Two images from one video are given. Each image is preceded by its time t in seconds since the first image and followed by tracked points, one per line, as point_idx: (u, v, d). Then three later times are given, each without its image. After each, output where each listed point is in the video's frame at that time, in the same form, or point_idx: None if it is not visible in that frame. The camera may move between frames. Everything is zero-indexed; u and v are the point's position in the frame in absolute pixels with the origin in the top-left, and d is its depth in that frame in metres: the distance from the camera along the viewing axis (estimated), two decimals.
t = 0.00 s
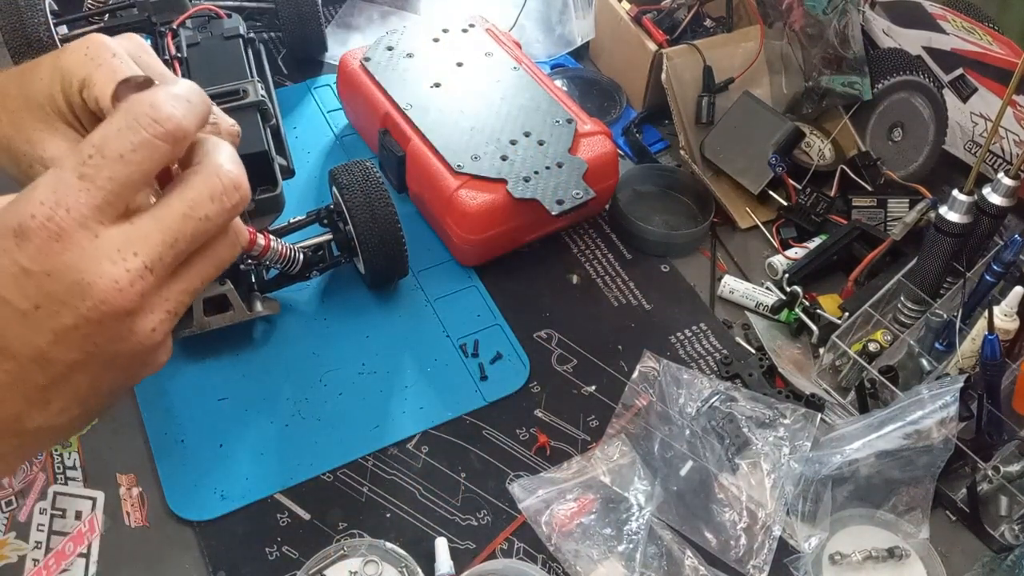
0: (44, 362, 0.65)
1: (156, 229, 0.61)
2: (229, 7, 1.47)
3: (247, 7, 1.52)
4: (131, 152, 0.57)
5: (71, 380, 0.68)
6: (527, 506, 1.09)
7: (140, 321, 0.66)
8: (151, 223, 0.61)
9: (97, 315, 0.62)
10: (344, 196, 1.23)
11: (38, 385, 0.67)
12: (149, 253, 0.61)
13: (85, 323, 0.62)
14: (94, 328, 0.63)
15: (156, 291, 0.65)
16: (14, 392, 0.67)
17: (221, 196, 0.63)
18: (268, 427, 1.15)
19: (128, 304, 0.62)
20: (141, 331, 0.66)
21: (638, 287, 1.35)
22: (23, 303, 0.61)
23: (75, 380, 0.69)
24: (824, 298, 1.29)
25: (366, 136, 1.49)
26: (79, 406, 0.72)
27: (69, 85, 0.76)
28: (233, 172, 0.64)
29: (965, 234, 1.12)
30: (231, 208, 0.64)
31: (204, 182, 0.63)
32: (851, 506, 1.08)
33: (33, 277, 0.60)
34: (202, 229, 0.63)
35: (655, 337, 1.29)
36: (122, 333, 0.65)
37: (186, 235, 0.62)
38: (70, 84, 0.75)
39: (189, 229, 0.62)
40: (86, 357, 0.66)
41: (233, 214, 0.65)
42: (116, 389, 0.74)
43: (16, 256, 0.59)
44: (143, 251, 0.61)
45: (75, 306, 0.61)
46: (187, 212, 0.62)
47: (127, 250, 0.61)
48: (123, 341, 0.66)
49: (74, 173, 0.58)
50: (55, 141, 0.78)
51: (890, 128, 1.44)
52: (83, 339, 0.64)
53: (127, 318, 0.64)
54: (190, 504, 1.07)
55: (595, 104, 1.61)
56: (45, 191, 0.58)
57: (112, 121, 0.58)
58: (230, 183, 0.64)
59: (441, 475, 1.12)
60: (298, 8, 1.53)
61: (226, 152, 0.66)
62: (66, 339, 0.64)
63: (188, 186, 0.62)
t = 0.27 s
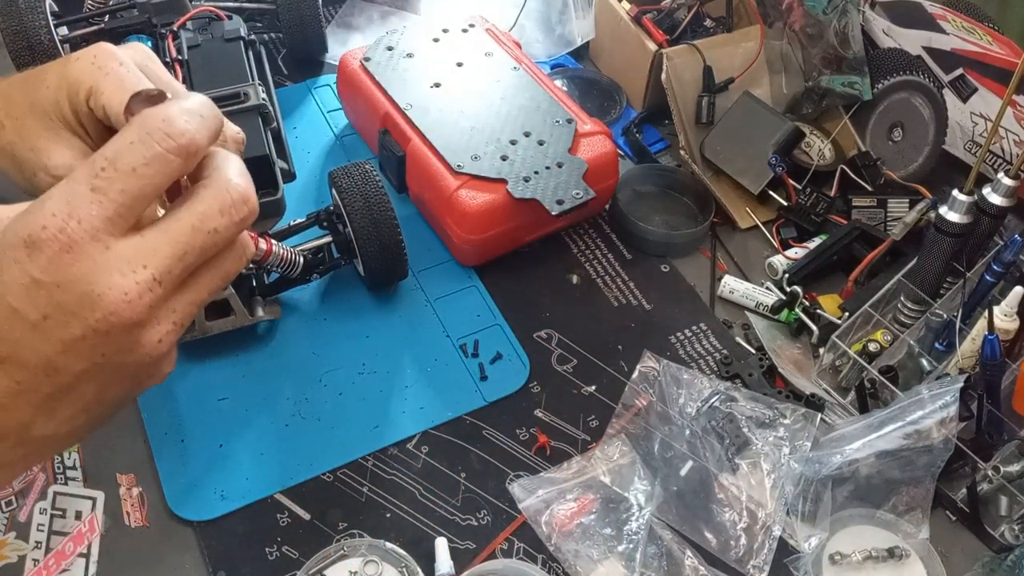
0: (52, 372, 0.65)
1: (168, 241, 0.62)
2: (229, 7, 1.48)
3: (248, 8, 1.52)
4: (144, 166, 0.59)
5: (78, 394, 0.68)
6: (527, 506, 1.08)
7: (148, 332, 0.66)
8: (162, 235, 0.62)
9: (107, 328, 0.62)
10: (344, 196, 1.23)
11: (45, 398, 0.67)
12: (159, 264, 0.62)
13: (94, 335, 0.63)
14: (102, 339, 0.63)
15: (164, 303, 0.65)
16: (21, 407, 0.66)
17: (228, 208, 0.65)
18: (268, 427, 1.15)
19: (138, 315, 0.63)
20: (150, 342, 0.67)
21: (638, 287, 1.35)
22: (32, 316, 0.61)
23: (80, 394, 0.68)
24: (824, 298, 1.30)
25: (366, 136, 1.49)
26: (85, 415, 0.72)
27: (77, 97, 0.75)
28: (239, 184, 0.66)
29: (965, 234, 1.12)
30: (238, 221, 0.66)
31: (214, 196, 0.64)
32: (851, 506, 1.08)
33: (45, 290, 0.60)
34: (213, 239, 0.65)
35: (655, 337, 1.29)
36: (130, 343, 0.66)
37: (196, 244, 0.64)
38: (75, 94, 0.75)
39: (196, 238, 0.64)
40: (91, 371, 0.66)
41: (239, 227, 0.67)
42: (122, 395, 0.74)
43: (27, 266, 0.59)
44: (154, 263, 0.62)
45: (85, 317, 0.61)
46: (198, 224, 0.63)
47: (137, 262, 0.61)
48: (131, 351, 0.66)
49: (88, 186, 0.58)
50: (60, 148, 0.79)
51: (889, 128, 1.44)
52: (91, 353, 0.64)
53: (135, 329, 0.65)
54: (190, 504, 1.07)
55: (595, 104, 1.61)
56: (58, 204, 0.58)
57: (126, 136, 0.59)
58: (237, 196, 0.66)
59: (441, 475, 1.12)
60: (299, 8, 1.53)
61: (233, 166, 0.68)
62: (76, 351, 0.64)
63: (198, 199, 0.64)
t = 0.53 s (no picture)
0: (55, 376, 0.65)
1: (169, 243, 0.63)
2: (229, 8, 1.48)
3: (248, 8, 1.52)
4: (146, 173, 0.59)
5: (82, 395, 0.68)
6: (527, 506, 1.08)
7: (145, 343, 0.66)
8: (161, 244, 0.63)
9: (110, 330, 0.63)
10: (344, 196, 1.23)
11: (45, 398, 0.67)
12: (158, 271, 0.62)
13: (94, 341, 0.63)
14: (104, 345, 0.64)
15: (166, 307, 0.66)
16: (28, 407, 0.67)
17: (228, 216, 0.65)
18: (268, 427, 1.15)
19: (137, 321, 0.63)
20: (150, 350, 0.67)
21: (638, 287, 1.35)
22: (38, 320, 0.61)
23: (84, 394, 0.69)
24: (824, 298, 1.30)
25: (366, 136, 1.49)
26: (86, 421, 0.72)
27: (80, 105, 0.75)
28: (237, 189, 0.67)
29: (965, 234, 1.12)
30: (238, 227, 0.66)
31: (216, 200, 0.65)
32: (851, 506, 1.08)
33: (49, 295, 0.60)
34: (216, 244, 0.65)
35: (655, 337, 1.29)
36: (128, 351, 0.66)
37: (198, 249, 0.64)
38: (78, 102, 0.76)
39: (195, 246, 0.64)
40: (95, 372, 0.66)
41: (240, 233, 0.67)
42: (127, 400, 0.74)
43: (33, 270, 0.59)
44: (156, 264, 0.62)
45: (86, 323, 0.62)
46: (198, 230, 0.63)
47: (137, 269, 0.62)
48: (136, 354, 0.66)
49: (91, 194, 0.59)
50: (62, 156, 0.78)
51: (889, 128, 1.44)
52: (95, 354, 0.64)
53: (132, 337, 0.65)
54: (190, 503, 1.07)
55: (595, 104, 1.61)
56: (63, 208, 0.59)
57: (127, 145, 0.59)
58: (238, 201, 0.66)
59: (441, 475, 1.12)
60: (299, 9, 1.53)
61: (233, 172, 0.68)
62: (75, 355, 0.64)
63: (198, 203, 0.64)
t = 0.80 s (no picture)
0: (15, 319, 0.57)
1: (172, 233, 0.59)
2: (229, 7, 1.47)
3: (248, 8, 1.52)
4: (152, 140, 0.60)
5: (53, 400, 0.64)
6: (527, 506, 1.08)
7: (116, 288, 0.57)
8: (135, 169, 0.55)
9: (97, 318, 0.58)
10: (343, 196, 1.23)
11: None
12: (123, 201, 0.54)
13: (58, 274, 0.54)
14: (65, 279, 0.55)
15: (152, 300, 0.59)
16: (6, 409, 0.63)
17: (197, 150, 0.57)
18: (268, 427, 1.15)
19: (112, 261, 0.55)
20: (126, 300, 0.57)
21: (638, 287, 1.35)
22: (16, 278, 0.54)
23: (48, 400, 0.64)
24: (824, 298, 1.30)
25: (366, 136, 1.49)
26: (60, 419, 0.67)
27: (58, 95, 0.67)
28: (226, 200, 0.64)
29: (965, 234, 1.12)
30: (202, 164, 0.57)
31: (206, 205, 0.61)
32: (851, 506, 1.08)
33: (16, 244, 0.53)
34: (206, 224, 0.61)
35: (655, 337, 1.29)
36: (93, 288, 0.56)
37: (189, 209, 0.60)
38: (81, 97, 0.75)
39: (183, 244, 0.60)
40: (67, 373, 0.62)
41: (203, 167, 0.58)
42: (99, 399, 0.69)
43: None
44: (147, 254, 0.57)
45: (46, 253, 0.53)
46: (160, 174, 0.55)
47: (98, 195, 0.53)
48: (109, 353, 0.62)
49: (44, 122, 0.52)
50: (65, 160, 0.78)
51: (889, 129, 1.45)
52: (61, 333, 0.59)
53: (94, 286, 0.56)
54: (190, 503, 1.07)
55: (595, 104, 1.61)
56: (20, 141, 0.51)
57: (156, 137, 0.58)
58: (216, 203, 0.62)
59: (440, 475, 1.12)
60: (299, 9, 1.54)
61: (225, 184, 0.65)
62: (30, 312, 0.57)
63: (192, 205, 0.60)
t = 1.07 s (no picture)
0: None
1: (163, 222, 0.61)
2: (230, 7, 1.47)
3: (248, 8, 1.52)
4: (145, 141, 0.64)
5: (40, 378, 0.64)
6: (527, 506, 1.08)
7: (107, 254, 0.58)
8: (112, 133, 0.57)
9: (85, 290, 0.59)
10: (343, 196, 1.23)
11: None
12: (95, 162, 0.56)
13: (40, 245, 0.55)
14: (50, 248, 0.55)
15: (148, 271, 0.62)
16: None
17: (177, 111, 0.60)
18: (268, 427, 1.15)
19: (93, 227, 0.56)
20: (115, 267, 0.58)
21: (638, 287, 1.35)
22: None
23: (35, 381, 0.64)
24: (824, 298, 1.30)
25: (366, 136, 1.49)
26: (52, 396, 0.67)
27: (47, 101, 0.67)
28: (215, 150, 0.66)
29: (965, 234, 1.12)
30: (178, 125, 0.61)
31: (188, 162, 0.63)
32: (851, 506, 1.08)
33: None
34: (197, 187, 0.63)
35: (655, 337, 1.29)
36: (79, 255, 0.57)
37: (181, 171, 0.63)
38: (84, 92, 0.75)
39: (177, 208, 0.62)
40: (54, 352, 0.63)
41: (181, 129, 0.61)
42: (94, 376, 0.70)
43: None
44: (131, 222, 0.59)
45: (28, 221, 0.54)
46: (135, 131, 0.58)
47: (73, 160, 0.55)
48: (99, 326, 0.63)
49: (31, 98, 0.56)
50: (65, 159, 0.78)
51: (889, 128, 1.45)
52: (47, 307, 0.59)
53: (80, 255, 0.57)
54: (190, 504, 1.07)
55: (595, 104, 1.61)
56: None
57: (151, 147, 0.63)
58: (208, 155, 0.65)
59: (441, 475, 1.12)
60: (300, 9, 1.54)
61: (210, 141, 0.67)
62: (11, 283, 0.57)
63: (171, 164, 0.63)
